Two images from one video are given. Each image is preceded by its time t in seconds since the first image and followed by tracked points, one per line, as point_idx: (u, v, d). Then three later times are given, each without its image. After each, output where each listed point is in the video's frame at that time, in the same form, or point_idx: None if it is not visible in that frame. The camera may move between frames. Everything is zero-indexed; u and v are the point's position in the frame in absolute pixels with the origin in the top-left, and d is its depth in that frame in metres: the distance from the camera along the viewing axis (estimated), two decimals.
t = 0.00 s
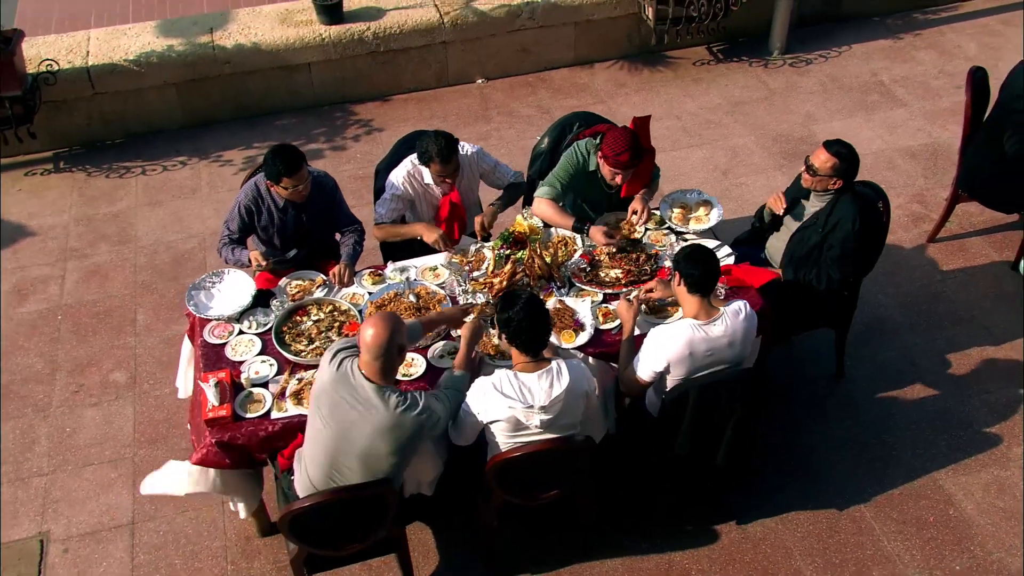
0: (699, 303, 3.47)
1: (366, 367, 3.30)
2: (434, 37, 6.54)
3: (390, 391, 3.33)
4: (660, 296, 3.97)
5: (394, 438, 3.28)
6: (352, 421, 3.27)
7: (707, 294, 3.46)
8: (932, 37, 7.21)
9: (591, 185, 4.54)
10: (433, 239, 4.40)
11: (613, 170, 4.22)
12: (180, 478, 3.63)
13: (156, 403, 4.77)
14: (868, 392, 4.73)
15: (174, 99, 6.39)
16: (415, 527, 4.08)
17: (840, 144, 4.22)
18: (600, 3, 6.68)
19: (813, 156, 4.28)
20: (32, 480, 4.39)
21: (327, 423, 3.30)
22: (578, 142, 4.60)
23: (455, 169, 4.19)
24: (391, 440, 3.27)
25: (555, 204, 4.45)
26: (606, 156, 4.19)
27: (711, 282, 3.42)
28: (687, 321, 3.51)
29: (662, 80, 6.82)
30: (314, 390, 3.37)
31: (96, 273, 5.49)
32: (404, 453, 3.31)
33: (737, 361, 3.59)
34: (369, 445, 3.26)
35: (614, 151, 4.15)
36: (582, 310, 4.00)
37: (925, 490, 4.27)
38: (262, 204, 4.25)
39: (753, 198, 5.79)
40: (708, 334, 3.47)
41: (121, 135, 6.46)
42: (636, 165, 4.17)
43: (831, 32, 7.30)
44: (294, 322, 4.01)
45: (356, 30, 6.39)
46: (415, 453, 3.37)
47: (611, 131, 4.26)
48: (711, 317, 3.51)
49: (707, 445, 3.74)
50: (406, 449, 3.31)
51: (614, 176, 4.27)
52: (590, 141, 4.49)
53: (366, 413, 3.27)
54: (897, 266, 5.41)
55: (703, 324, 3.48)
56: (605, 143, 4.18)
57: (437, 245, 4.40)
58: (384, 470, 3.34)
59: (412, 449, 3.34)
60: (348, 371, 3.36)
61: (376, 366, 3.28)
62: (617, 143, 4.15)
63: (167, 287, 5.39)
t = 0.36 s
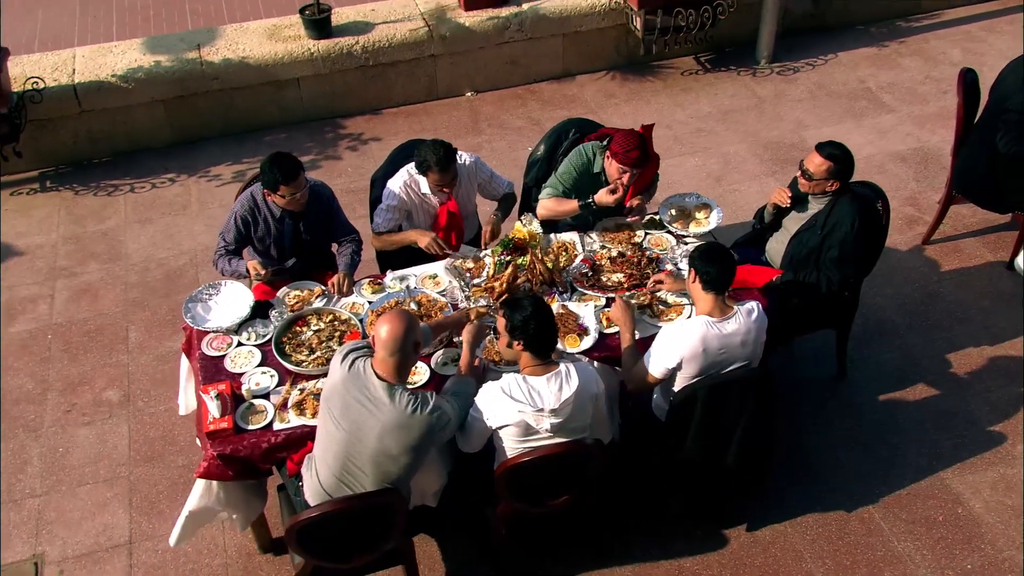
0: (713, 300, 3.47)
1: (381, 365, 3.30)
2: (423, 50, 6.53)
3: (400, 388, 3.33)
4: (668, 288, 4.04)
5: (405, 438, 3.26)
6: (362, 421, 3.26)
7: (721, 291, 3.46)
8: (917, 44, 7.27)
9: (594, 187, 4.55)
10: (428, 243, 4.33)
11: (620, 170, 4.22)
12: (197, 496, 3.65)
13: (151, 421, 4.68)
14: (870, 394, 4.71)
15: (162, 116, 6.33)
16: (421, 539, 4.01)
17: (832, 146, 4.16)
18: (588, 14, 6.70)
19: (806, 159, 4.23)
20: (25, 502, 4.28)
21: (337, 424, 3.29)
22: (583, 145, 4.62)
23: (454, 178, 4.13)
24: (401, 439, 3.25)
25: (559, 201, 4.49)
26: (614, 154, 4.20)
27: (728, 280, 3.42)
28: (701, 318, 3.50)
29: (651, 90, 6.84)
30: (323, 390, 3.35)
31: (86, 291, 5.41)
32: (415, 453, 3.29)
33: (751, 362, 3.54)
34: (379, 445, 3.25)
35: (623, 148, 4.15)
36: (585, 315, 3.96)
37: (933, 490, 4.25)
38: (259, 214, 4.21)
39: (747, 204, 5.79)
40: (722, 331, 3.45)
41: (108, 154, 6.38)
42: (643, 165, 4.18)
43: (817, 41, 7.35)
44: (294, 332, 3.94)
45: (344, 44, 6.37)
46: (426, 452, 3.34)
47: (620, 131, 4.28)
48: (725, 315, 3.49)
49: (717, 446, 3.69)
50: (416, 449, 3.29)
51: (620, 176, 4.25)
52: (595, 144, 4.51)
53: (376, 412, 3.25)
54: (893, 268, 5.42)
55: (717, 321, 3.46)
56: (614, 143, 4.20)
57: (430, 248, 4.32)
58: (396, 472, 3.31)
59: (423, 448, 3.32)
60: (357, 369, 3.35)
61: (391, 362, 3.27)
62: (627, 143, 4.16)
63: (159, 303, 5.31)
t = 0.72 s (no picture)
0: (725, 294, 3.43)
1: (379, 372, 3.22)
2: (408, 62, 6.51)
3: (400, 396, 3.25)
4: (667, 297, 3.95)
5: (404, 447, 3.17)
6: (359, 431, 3.18)
7: (735, 288, 3.42)
8: (899, 50, 7.33)
9: (593, 189, 4.56)
10: (420, 256, 4.28)
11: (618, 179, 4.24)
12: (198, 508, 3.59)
13: (141, 438, 4.58)
14: (870, 394, 4.69)
15: (146, 132, 6.25)
16: (423, 551, 3.94)
17: (817, 145, 4.11)
18: (573, 25, 6.70)
19: (793, 160, 4.19)
20: (13, 523, 4.16)
21: (335, 434, 3.21)
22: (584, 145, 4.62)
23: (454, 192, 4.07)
24: (400, 448, 3.16)
25: (556, 203, 4.53)
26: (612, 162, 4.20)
27: (743, 278, 3.39)
28: (711, 313, 3.47)
29: (637, 99, 6.84)
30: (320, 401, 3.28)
31: (72, 308, 5.30)
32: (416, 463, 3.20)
33: (757, 360, 3.54)
34: (377, 454, 3.16)
35: (621, 162, 4.15)
36: (585, 317, 3.93)
37: (937, 488, 4.22)
38: (251, 224, 4.14)
39: (738, 209, 5.78)
40: (733, 327, 3.43)
41: (92, 171, 6.29)
42: (642, 174, 4.19)
43: (800, 48, 7.39)
44: (290, 341, 3.87)
45: (330, 57, 6.33)
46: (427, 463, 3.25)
47: (621, 137, 4.26)
48: (736, 312, 3.47)
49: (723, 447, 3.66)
50: (417, 458, 3.20)
51: (620, 185, 4.27)
52: (596, 146, 4.50)
53: (373, 422, 3.17)
54: (886, 270, 5.42)
55: (728, 317, 3.45)
56: (613, 151, 4.19)
57: (420, 261, 4.27)
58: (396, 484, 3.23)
59: (423, 458, 3.22)
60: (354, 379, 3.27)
61: (390, 368, 3.20)
62: (626, 154, 4.15)
63: (147, 319, 5.21)
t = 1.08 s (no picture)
0: (735, 293, 3.39)
1: (371, 384, 3.12)
2: (393, 74, 6.46)
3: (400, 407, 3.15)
4: (663, 300, 3.86)
5: (409, 461, 3.08)
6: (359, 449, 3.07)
7: (745, 288, 3.39)
8: (881, 56, 7.37)
9: (583, 191, 4.51)
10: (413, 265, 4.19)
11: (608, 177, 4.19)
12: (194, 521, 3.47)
13: (129, 455, 4.46)
14: (868, 394, 4.66)
15: (128, 147, 6.16)
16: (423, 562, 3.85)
17: (814, 141, 4.10)
18: (558, 34, 6.69)
19: (790, 157, 4.19)
20: None
21: (330, 458, 3.06)
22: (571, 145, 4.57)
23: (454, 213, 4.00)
24: (408, 461, 3.08)
25: (550, 207, 4.49)
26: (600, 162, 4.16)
27: (752, 277, 3.37)
28: (719, 309, 3.44)
29: (624, 107, 6.83)
30: (304, 426, 3.10)
31: (54, 326, 5.18)
32: (421, 475, 3.12)
33: (764, 359, 3.49)
34: (383, 472, 3.06)
35: (609, 162, 4.11)
36: (584, 320, 3.87)
37: (941, 486, 4.18)
38: (241, 232, 4.06)
39: (729, 213, 5.76)
40: (742, 322, 3.40)
41: (72, 188, 6.18)
42: (630, 172, 4.14)
43: (782, 56, 7.42)
44: (284, 349, 3.78)
45: (314, 69, 6.27)
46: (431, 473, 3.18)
47: (606, 136, 4.21)
48: (744, 308, 3.44)
49: (728, 448, 3.61)
50: (423, 469, 3.13)
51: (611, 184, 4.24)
52: (582, 146, 4.45)
53: (374, 440, 3.06)
54: (878, 271, 5.41)
55: (737, 312, 3.41)
56: (599, 151, 4.15)
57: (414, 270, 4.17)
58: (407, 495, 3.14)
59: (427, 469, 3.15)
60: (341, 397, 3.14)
61: (383, 377, 3.11)
62: (612, 153, 4.11)
63: (133, 335, 5.10)
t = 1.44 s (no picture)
0: (746, 289, 3.40)
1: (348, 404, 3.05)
2: (384, 82, 6.40)
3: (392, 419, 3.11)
4: (669, 301, 3.79)
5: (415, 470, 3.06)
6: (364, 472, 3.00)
7: (756, 283, 3.38)
8: (870, 61, 7.37)
9: (579, 187, 4.45)
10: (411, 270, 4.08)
11: (601, 162, 4.15)
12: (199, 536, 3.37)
13: (120, 468, 4.33)
14: (872, 394, 4.60)
15: (114, 159, 6.05)
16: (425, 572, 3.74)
17: (818, 136, 4.05)
18: (548, 41, 6.66)
19: (793, 152, 4.15)
20: None
21: (339, 492, 2.97)
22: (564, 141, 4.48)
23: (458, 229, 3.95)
24: (415, 466, 3.07)
25: (549, 207, 4.40)
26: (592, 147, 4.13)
27: (764, 271, 3.37)
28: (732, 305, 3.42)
29: (615, 113, 6.79)
30: (298, 473, 2.95)
31: (40, 339, 5.04)
32: (425, 478, 3.11)
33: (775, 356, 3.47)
34: (394, 487, 3.02)
35: (601, 144, 4.08)
36: (588, 320, 3.79)
37: (950, 485, 4.12)
38: (236, 235, 3.98)
39: (725, 216, 5.71)
40: (756, 318, 3.39)
41: (58, 201, 6.06)
42: (623, 154, 4.11)
43: (772, 62, 7.41)
44: (281, 354, 3.69)
45: (303, 77, 6.20)
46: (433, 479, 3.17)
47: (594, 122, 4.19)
48: (756, 305, 3.43)
49: (739, 447, 3.54)
50: (426, 470, 3.12)
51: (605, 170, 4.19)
52: (572, 139, 4.39)
53: (379, 458, 3.01)
54: (877, 271, 5.37)
55: (750, 309, 3.40)
56: (591, 137, 4.12)
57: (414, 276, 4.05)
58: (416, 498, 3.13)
59: (429, 475, 3.14)
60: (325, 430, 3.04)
61: (358, 396, 3.02)
62: (603, 135, 4.09)
63: (122, 347, 4.98)
